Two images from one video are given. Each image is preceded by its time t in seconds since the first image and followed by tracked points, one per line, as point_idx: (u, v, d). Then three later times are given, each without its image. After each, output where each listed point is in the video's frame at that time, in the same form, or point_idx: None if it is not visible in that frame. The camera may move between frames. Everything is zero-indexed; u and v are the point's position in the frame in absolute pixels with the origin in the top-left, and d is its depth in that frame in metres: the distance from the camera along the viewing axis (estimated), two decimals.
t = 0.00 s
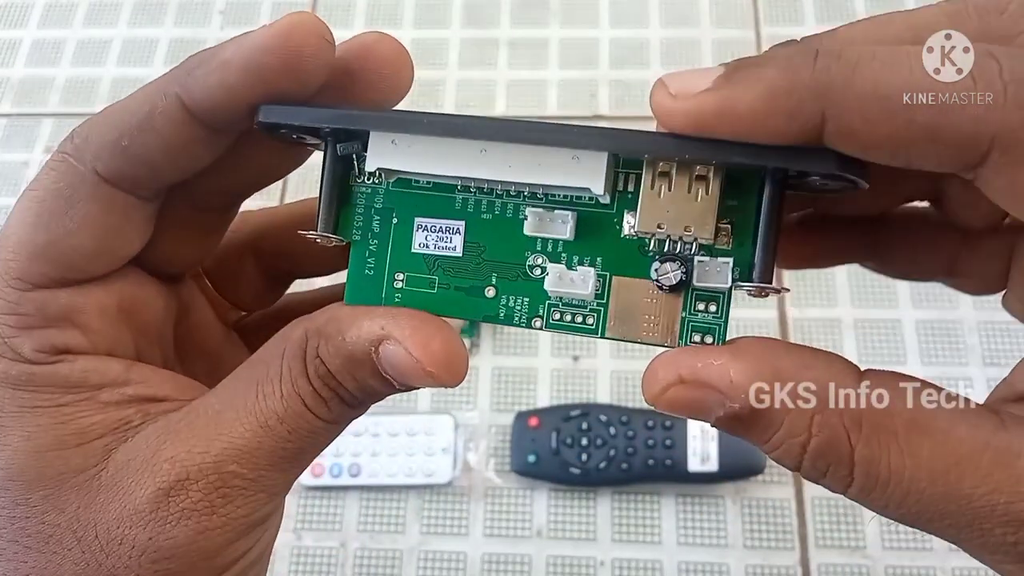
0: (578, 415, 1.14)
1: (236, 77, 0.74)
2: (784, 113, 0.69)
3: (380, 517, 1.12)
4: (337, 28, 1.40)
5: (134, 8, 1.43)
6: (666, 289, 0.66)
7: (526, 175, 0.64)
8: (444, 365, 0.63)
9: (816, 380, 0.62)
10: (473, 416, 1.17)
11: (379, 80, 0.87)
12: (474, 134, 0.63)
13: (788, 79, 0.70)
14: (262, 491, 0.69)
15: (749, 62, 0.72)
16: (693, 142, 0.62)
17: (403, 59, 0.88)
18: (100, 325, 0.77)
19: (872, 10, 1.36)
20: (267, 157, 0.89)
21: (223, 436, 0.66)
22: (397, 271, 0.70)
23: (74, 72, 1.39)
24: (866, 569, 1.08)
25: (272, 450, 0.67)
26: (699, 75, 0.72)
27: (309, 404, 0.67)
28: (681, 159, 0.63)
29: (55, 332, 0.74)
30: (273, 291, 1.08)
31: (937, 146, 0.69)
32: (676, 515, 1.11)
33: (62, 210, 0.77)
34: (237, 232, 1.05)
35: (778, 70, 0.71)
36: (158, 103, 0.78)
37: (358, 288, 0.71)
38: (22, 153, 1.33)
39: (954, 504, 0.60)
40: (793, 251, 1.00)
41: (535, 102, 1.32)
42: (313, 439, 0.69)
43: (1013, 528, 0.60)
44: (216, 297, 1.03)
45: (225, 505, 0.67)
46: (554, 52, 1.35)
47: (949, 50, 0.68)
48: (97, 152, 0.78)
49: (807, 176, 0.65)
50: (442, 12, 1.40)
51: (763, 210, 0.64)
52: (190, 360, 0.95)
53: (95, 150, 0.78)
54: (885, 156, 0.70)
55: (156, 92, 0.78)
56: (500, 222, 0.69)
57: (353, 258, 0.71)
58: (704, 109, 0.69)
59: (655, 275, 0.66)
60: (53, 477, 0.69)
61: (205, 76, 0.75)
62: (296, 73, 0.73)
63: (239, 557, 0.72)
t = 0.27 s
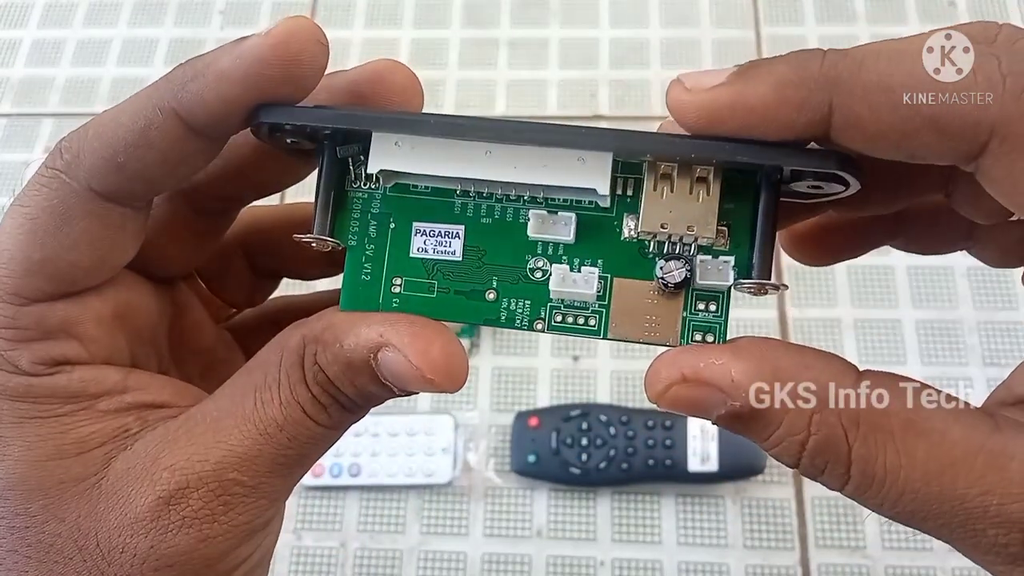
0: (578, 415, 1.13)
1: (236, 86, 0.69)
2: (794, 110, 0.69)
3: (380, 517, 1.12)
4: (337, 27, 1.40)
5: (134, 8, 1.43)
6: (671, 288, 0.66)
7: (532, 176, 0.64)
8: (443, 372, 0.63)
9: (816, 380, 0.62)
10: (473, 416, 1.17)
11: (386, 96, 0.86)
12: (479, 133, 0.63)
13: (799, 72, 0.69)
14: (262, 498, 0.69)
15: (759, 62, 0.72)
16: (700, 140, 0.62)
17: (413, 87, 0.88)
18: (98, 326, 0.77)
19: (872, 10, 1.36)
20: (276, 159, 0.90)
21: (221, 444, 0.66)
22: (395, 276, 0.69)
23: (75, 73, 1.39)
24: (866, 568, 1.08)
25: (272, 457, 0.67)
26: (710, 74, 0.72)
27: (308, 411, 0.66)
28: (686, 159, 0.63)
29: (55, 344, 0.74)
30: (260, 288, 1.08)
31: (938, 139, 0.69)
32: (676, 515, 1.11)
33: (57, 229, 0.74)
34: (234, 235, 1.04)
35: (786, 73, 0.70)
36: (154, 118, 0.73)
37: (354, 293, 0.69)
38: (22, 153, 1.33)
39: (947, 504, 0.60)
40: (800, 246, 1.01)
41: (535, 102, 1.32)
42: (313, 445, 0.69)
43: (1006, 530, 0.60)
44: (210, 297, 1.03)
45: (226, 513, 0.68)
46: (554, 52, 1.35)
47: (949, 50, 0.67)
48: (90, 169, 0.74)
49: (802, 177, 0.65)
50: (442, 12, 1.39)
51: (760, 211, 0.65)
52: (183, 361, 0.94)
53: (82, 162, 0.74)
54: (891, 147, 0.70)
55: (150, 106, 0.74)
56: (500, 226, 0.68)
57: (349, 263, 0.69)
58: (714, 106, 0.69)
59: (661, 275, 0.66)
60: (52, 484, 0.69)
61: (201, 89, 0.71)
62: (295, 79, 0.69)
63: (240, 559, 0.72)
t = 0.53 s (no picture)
0: (578, 415, 1.13)
1: (231, 88, 0.70)
2: (794, 119, 0.70)
3: (380, 517, 1.12)
4: (337, 27, 1.40)
5: (134, 8, 1.43)
6: (666, 295, 0.66)
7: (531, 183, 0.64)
8: (442, 377, 0.63)
9: (815, 380, 0.62)
10: (473, 416, 1.17)
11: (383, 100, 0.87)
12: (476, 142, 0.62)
13: (795, 87, 0.70)
14: (259, 502, 0.69)
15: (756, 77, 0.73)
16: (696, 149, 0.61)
17: (406, 91, 0.88)
18: (91, 325, 0.76)
19: (872, 10, 1.36)
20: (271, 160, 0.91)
21: (218, 448, 0.66)
22: (391, 281, 0.69)
23: (75, 72, 1.39)
24: (866, 569, 1.08)
25: (269, 461, 0.67)
26: (711, 90, 0.73)
27: (304, 415, 0.67)
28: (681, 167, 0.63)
29: (46, 345, 0.73)
30: (251, 289, 1.08)
31: (936, 144, 0.69)
32: (676, 515, 1.11)
33: (49, 227, 0.73)
34: (229, 239, 1.04)
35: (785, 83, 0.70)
36: (147, 118, 0.73)
37: (351, 298, 0.69)
38: (22, 153, 1.33)
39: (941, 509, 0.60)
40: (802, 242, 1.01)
41: (535, 102, 1.32)
42: (309, 448, 0.69)
43: (999, 534, 0.60)
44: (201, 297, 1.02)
45: (222, 517, 0.68)
46: (554, 52, 1.35)
47: (949, 50, 0.67)
48: (82, 168, 0.74)
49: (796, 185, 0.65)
50: (442, 12, 1.39)
51: (756, 215, 0.66)
52: (174, 361, 0.93)
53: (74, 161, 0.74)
54: (891, 155, 0.70)
55: (143, 107, 0.74)
56: (496, 230, 0.68)
57: (345, 269, 0.69)
58: (714, 119, 0.70)
59: (657, 282, 0.66)
60: (47, 489, 0.69)
61: (197, 91, 0.71)
62: (291, 83, 0.70)
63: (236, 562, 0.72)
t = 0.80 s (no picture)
0: (578, 415, 1.13)
1: (214, 87, 0.69)
2: (786, 115, 0.70)
3: (380, 517, 1.12)
4: (337, 27, 1.40)
5: (134, 9, 1.43)
6: (660, 291, 0.67)
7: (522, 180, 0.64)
8: (435, 376, 0.63)
9: (816, 380, 0.62)
10: (473, 416, 1.17)
11: (376, 99, 0.87)
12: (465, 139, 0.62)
13: (787, 80, 0.70)
14: (256, 506, 0.69)
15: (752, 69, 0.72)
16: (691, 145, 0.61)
17: (398, 86, 0.89)
18: (85, 331, 0.76)
19: (871, 10, 1.36)
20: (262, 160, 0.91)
21: (213, 452, 0.66)
22: (382, 279, 0.69)
23: (74, 73, 1.39)
24: (866, 568, 1.08)
25: (265, 464, 0.67)
26: (701, 86, 0.73)
27: (300, 418, 0.66)
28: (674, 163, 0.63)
29: (41, 351, 0.73)
30: (250, 297, 1.08)
31: (930, 141, 0.69)
32: (676, 516, 1.11)
33: (37, 230, 0.73)
34: (224, 239, 1.04)
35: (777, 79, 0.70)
36: (133, 119, 0.73)
37: (342, 297, 0.69)
38: (21, 154, 1.33)
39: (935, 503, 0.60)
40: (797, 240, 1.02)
41: (535, 102, 1.32)
42: (306, 450, 0.69)
43: (993, 529, 0.60)
44: (196, 300, 1.02)
45: (219, 521, 0.68)
46: (554, 52, 1.35)
47: (949, 50, 0.67)
48: (69, 170, 0.74)
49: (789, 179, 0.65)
50: (441, 12, 1.40)
51: (750, 206, 0.66)
52: (174, 367, 0.94)
53: (61, 166, 0.74)
54: (885, 150, 0.70)
55: (129, 108, 0.73)
56: (490, 229, 0.68)
57: (337, 267, 0.69)
58: (707, 114, 0.70)
59: (651, 278, 0.66)
60: (43, 496, 0.68)
61: (180, 91, 0.71)
62: (276, 81, 0.69)
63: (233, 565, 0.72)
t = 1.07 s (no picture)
0: (578, 415, 1.13)
1: (208, 89, 0.69)
2: (785, 115, 0.69)
3: (380, 517, 1.12)
4: (337, 27, 1.40)
5: (134, 8, 1.44)
6: (664, 294, 0.66)
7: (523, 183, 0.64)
8: (433, 382, 0.63)
9: (815, 379, 0.62)
10: (473, 416, 1.17)
11: (373, 101, 0.87)
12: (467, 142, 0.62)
13: (786, 80, 0.70)
14: (252, 512, 0.70)
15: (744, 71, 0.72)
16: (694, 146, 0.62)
17: (396, 87, 0.89)
18: (78, 334, 0.76)
19: (872, 10, 1.36)
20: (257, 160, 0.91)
21: (208, 458, 0.66)
22: (381, 283, 0.69)
23: (74, 72, 1.39)
24: (866, 568, 1.08)
25: (260, 471, 0.68)
26: (699, 87, 0.73)
27: (295, 424, 0.67)
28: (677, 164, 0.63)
29: (34, 356, 0.73)
30: (249, 302, 1.07)
31: (933, 137, 0.69)
32: (676, 516, 1.11)
33: (30, 234, 0.73)
34: (225, 242, 1.04)
35: (775, 80, 0.70)
36: (126, 122, 0.73)
37: (340, 302, 0.69)
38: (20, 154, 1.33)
39: (944, 512, 0.60)
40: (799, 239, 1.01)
41: (535, 102, 1.32)
42: (302, 457, 0.69)
43: (1007, 542, 0.60)
44: (195, 302, 1.02)
45: (215, 528, 0.68)
46: (554, 52, 1.35)
47: (949, 50, 0.67)
48: (61, 173, 0.73)
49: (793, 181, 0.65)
50: (441, 12, 1.40)
51: (754, 207, 0.66)
52: (173, 368, 0.94)
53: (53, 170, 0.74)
54: (886, 146, 0.70)
55: (122, 110, 0.73)
56: (490, 232, 0.68)
57: (334, 270, 0.69)
58: (704, 117, 0.70)
59: (654, 280, 0.66)
60: (39, 502, 0.68)
61: (173, 93, 0.70)
62: (271, 83, 0.69)
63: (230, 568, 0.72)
